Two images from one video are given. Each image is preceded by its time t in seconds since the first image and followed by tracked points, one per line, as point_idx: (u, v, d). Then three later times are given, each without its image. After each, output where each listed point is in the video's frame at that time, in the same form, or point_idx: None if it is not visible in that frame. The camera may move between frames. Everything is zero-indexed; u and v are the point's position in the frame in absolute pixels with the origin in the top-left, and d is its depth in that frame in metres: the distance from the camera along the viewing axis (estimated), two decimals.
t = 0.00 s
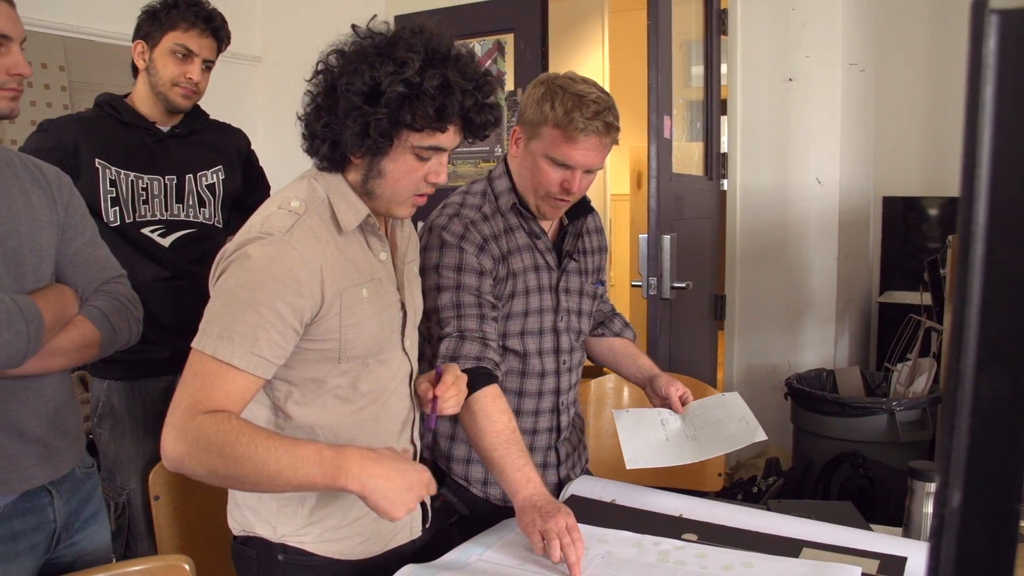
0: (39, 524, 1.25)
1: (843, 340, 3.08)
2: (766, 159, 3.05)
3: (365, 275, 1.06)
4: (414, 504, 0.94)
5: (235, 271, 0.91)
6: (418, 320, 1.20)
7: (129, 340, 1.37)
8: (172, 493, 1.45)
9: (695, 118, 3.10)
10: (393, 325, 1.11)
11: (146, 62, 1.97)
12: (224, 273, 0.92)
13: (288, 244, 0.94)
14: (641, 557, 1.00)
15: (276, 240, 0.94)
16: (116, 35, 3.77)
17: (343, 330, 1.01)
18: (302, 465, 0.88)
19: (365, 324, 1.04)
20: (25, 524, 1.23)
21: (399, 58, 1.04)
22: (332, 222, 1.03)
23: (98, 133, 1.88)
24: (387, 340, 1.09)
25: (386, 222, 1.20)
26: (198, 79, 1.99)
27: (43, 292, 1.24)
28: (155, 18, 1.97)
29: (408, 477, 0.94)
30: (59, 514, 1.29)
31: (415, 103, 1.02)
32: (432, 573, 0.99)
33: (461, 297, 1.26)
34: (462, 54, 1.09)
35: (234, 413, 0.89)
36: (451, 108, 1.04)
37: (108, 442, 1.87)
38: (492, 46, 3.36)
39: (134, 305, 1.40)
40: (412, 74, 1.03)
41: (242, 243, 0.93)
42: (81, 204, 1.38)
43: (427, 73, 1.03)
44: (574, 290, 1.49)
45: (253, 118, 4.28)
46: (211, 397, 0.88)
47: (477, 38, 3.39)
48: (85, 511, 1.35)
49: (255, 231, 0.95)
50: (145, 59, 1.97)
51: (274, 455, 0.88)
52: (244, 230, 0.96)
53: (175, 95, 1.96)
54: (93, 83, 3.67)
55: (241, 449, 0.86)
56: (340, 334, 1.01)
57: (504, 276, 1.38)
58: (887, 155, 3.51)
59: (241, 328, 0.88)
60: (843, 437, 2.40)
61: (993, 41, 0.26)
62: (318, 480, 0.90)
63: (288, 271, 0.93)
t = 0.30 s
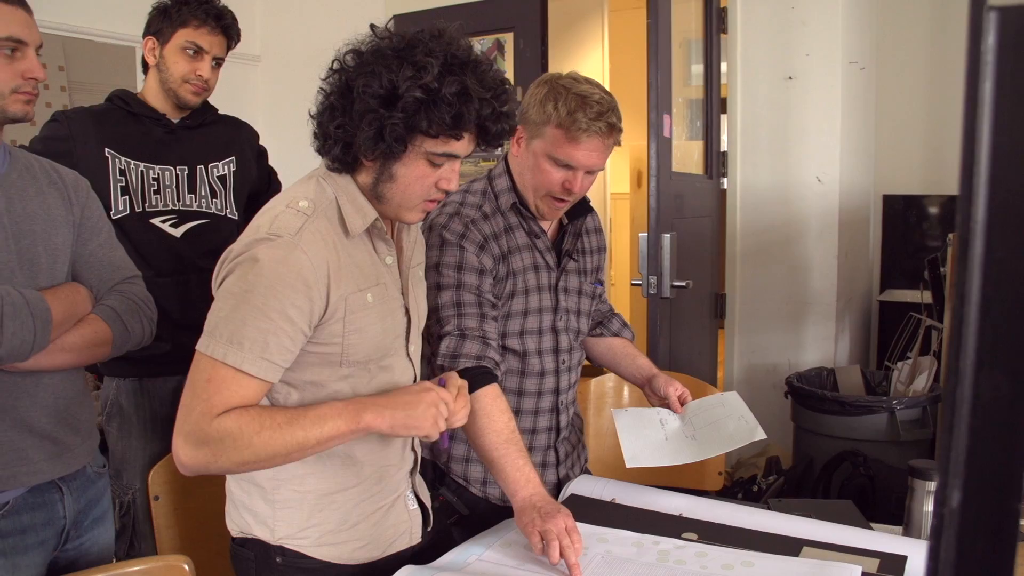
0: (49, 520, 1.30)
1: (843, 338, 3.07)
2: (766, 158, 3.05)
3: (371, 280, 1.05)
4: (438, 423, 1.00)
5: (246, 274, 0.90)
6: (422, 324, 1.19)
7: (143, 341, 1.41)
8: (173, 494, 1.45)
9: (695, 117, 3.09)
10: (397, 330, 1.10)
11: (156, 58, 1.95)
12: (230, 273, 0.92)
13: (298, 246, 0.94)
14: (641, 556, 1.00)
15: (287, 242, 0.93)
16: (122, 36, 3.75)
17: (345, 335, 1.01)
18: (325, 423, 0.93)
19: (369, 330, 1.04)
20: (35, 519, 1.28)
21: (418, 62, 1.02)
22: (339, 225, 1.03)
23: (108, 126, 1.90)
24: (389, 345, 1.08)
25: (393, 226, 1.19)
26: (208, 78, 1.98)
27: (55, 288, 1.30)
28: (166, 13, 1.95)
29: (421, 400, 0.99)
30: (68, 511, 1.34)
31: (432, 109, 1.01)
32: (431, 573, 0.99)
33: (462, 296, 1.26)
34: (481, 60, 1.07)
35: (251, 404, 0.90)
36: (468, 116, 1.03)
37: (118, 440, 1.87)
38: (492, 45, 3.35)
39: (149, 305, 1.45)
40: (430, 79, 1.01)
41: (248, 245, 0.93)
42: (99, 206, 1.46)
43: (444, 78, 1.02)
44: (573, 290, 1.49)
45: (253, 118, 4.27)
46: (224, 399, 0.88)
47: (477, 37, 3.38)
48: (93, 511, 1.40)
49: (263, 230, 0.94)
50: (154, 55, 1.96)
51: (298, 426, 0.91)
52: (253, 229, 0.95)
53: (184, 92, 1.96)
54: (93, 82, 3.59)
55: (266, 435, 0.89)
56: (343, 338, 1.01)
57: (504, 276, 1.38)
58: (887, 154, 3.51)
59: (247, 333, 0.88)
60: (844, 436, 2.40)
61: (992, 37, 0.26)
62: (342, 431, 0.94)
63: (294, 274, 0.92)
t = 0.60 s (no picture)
0: (56, 513, 1.30)
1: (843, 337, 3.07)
2: (766, 156, 3.05)
3: (373, 282, 1.05)
4: (437, 457, 0.97)
5: (246, 272, 0.90)
6: (422, 326, 1.19)
7: (150, 340, 1.41)
8: (173, 493, 1.45)
9: (695, 115, 3.07)
10: (397, 332, 1.10)
11: (174, 55, 2.00)
12: (231, 272, 0.91)
13: (300, 246, 0.93)
14: (641, 555, 1.00)
15: (289, 241, 0.93)
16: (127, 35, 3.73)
17: (346, 336, 1.01)
18: (323, 448, 0.92)
19: (369, 332, 1.03)
20: (42, 512, 1.28)
21: (430, 64, 1.02)
22: (343, 225, 1.02)
23: (121, 122, 1.91)
24: (390, 347, 1.08)
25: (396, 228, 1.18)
26: (225, 77, 2.04)
27: (64, 287, 1.30)
28: (185, 13, 2.01)
29: (422, 435, 0.97)
30: (75, 506, 1.34)
31: (443, 111, 1.00)
32: (430, 573, 0.99)
33: (462, 293, 1.26)
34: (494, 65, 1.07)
35: (248, 412, 0.91)
36: (478, 118, 1.02)
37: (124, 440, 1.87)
38: (492, 43, 3.35)
39: (155, 304, 1.45)
40: (442, 81, 1.01)
41: (253, 243, 0.92)
42: (109, 206, 1.46)
43: (456, 80, 1.02)
44: (573, 288, 1.49)
45: (253, 116, 4.27)
46: (225, 402, 0.89)
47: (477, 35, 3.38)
48: (100, 509, 1.40)
49: (266, 229, 0.94)
50: (172, 53, 2.00)
51: (299, 444, 0.92)
52: (255, 227, 0.94)
53: (200, 91, 2.00)
54: (92, 81, 3.55)
55: (263, 447, 0.90)
56: (343, 339, 1.01)
57: (504, 273, 1.38)
58: (888, 152, 3.51)
59: (248, 333, 0.88)
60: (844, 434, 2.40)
61: (994, 33, 0.26)
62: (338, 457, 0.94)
63: (298, 274, 0.92)
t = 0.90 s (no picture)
0: (61, 507, 1.31)
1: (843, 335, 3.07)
2: (767, 154, 3.05)
3: (373, 284, 1.04)
4: (421, 526, 0.91)
5: (249, 276, 0.89)
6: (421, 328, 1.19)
7: (153, 338, 1.41)
8: (171, 492, 1.44)
9: (695, 112, 3.04)
10: (397, 333, 1.10)
11: (204, 59, 2.06)
12: (233, 274, 0.91)
13: (303, 251, 0.93)
14: (640, 553, 1.00)
15: (291, 244, 0.92)
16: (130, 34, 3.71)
17: (347, 338, 1.00)
18: (327, 488, 0.92)
19: (369, 334, 1.03)
20: (47, 505, 1.28)
21: (445, 67, 1.02)
22: (346, 226, 1.02)
23: (143, 120, 1.96)
24: (389, 350, 1.08)
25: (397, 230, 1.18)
26: (250, 89, 2.12)
27: (67, 284, 1.30)
28: (225, 21, 2.06)
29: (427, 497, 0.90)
30: (80, 501, 1.34)
31: (457, 114, 1.00)
32: (429, 572, 0.99)
33: (461, 291, 1.26)
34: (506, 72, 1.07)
35: (255, 424, 0.91)
36: (491, 123, 1.02)
37: (130, 436, 1.93)
38: (492, 40, 3.34)
39: (159, 302, 1.45)
40: (456, 84, 1.00)
41: (254, 244, 0.92)
42: (113, 204, 1.46)
43: (470, 83, 1.02)
44: (572, 287, 1.48)
45: (253, 114, 4.26)
46: (234, 413, 0.89)
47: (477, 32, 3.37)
48: (104, 506, 1.40)
49: (269, 230, 0.93)
50: (204, 56, 2.06)
51: (301, 476, 0.91)
52: (257, 229, 0.94)
53: (223, 100, 2.08)
54: (91, 78, 3.54)
55: (271, 469, 0.90)
56: (344, 342, 1.00)
57: (503, 271, 1.37)
58: (887, 149, 3.50)
59: (250, 335, 0.88)
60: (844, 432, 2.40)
61: (995, 30, 0.26)
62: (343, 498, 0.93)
63: (301, 275, 0.92)
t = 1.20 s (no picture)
0: (59, 503, 1.30)
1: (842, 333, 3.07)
2: (766, 151, 3.05)
3: (374, 283, 1.04)
4: (419, 527, 0.91)
5: (250, 272, 0.89)
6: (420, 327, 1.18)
7: (152, 336, 1.40)
8: (169, 490, 1.44)
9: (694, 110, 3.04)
10: (396, 333, 1.09)
11: (227, 62, 2.08)
12: (235, 271, 0.90)
13: (305, 247, 0.92)
14: (639, 551, 1.00)
15: (293, 241, 0.92)
16: (130, 30, 3.70)
17: (347, 337, 1.00)
18: (327, 488, 0.91)
19: (369, 333, 1.03)
20: (44, 501, 1.28)
21: (453, 68, 1.01)
22: (347, 225, 1.02)
23: (163, 116, 1.99)
24: (388, 349, 1.08)
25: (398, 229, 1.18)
26: (266, 98, 2.15)
27: (64, 282, 1.29)
28: (253, 29, 2.07)
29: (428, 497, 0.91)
30: (78, 497, 1.34)
31: (464, 115, 0.99)
32: (427, 569, 0.99)
33: (459, 288, 1.26)
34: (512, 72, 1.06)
35: (255, 423, 0.91)
36: (497, 126, 1.02)
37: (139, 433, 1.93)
38: (491, 38, 3.34)
39: (160, 301, 1.44)
40: (463, 84, 1.00)
41: (256, 241, 0.91)
42: (115, 200, 1.46)
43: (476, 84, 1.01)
44: (570, 285, 1.48)
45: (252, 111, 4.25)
46: (236, 409, 0.89)
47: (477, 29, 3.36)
48: (104, 503, 1.40)
49: (271, 226, 0.93)
50: (227, 58, 2.07)
51: (300, 475, 0.90)
52: (259, 225, 0.94)
53: (240, 104, 2.11)
54: (91, 75, 3.53)
55: (272, 467, 0.90)
56: (344, 340, 1.00)
57: (502, 269, 1.37)
58: (887, 147, 3.50)
59: (253, 333, 0.88)
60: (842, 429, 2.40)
61: (1000, 27, 0.26)
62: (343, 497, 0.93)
63: (304, 273, 0.91)
